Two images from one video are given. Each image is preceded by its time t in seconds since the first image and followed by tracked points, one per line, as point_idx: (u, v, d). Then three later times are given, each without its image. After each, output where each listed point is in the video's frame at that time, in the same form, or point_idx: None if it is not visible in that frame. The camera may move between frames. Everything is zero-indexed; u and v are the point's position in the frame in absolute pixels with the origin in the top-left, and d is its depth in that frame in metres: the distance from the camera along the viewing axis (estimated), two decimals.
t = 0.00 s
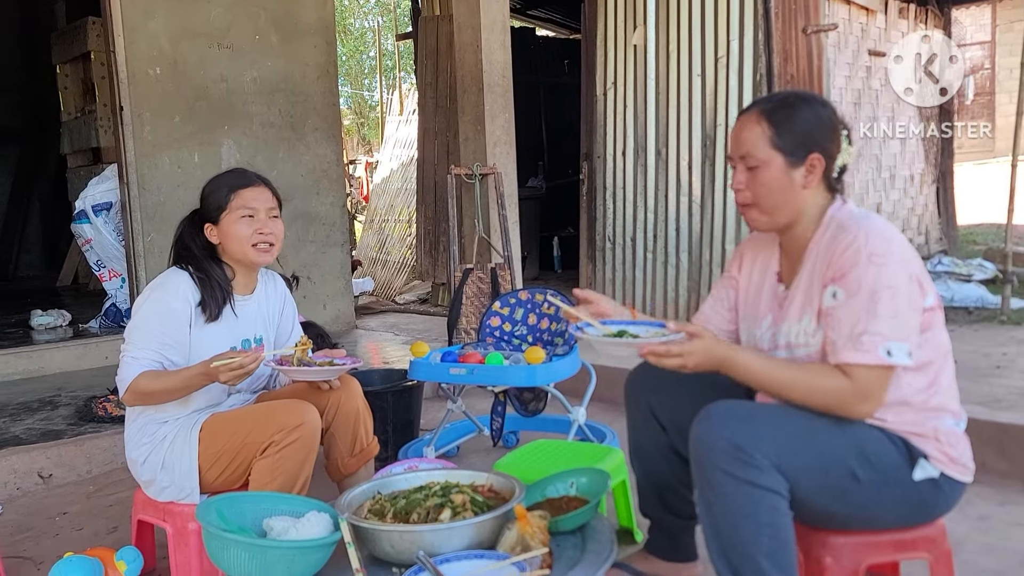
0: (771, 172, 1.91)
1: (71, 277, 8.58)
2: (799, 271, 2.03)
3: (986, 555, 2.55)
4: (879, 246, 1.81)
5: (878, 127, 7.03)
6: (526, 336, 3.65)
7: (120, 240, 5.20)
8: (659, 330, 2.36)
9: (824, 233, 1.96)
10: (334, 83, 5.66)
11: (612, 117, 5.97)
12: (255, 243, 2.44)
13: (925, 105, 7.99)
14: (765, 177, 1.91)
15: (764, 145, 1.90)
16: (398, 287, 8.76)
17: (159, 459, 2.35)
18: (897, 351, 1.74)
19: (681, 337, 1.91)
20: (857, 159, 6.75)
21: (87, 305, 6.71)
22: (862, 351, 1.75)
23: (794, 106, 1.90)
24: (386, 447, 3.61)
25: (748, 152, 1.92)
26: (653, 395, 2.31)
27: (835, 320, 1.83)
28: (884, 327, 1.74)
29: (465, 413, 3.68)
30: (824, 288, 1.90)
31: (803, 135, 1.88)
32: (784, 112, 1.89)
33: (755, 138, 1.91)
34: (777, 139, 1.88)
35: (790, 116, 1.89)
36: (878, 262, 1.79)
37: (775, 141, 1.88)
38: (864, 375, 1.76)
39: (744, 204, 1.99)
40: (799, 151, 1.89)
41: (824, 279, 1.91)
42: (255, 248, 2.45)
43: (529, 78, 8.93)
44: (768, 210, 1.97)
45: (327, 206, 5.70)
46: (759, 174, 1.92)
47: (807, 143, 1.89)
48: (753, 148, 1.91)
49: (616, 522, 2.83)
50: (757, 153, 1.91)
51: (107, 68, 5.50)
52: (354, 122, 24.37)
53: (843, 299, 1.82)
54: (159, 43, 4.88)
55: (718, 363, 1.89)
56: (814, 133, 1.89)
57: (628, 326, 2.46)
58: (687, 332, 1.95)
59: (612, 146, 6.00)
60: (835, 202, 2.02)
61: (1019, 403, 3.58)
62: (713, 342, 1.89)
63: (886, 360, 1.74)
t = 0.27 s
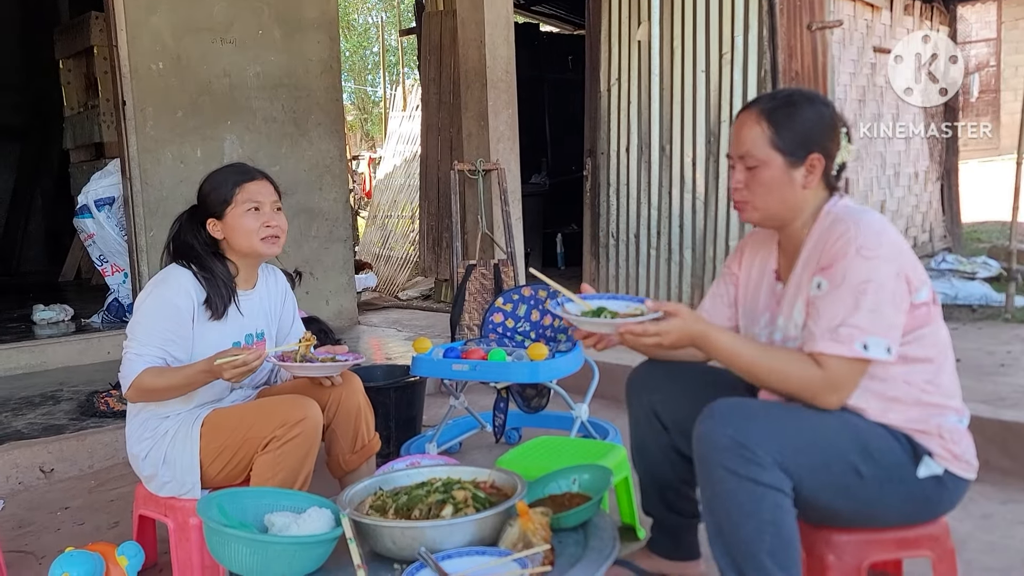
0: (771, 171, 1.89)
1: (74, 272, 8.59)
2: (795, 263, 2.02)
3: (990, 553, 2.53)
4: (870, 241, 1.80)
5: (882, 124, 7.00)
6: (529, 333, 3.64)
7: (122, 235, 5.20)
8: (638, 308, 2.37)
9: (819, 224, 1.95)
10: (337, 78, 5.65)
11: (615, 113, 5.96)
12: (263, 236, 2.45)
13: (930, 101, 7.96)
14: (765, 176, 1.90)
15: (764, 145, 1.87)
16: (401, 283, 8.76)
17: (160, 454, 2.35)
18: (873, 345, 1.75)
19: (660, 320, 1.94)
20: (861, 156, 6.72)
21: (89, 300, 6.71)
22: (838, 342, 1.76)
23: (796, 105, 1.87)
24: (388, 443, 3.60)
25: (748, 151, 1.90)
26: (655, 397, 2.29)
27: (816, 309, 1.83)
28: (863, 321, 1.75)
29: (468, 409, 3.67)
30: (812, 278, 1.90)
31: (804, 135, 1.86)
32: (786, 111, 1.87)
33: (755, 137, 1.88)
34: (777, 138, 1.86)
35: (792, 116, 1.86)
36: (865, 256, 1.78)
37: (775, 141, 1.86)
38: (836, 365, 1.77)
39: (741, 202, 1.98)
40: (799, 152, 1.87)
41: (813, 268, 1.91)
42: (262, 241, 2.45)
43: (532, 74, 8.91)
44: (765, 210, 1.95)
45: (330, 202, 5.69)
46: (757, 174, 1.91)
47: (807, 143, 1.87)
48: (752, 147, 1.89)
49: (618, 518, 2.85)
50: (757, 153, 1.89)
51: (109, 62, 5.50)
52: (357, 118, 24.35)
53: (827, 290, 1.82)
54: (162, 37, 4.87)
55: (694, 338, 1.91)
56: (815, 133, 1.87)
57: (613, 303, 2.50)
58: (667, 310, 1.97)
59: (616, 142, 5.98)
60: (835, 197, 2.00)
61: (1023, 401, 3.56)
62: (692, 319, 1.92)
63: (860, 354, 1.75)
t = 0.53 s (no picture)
0: (763, 179, 1.88)
1: (78, 270, 8.60)
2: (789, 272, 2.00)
3: (995, 552, 2.53)
4: (860, 249, 1.78)
5: (887, 122, 6.98)
6: (532, 331, 3.64)
7: (126, 232, 5.21)
8: (638, 320, 2.38)
9: (812, 232, 1.93)
10: (340, 75, 5.64)
11: (619, 111, 5.95)
12: (265, 234, 2.45)
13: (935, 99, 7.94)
14: (757, 184, 1.88)
15: (756, 152, 1.86)
16: (404, 281, 8.76)
17: (163, 452, 2.35)
18: (871, 356, 1.73)
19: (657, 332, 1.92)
20: (866, 154, 6.70)
21: (93, 298, 6.72)
22: (834, 355, 1.74)
23: (787, 111, 1.86)
24: (392, 441, 3.60)
25: (740, 158, 1.88)
26: (658, 399, 2.28)
27: (812, 322, 1.81)
28: (859, 332, 1.73)
29: (471, 408, 3.67)
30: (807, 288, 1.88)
31: (796, 142, 1.85)
32: (776, 118, 1.85)
33: (746, 144, 1.87)
34: (769, 145, 1.85)
35: (783, 122, 1.85)
36: (857, 265, 1.76)
37: (766, 148, 1.85)
38: (834, 377, 1.75)
39: (732, 209, 1.96)
40: (791, 158, 1.86)
41: (808, 279, 1.89)
42: (265, 239, 2.45)
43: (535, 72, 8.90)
44: (756, 217, 1.94)
45: (333, 199, 5.69)
46: (749, 181, 1.89)
47: (798, 150, 1.85)
48: (744, 155, 1.87)
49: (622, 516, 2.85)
50: (748, 160, 1.87)
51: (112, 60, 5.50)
52: (360, 116, 24.35)
53: (821, 302, 1.80)
54: (165, 35, 4.87)
55: (693, 354, 1.90)
56: (806, 139, 1.85)
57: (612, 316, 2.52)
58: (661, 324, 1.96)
59: (619, 140, 5.97)
60: (827, 202, 1.98)
61: None
62: (688, 332, 1.91)
63: (859, 365, 1.73)
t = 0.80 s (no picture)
0: (768, 177, 1.88)
1: (83, 268, 8.64)
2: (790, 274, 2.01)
3: (998, 550, 2.53)
4: (861, 251, 1.78)
5: (891, 121, 6.98)
6: (536, 329, 3.66)
7: (131, 231, 5.23)
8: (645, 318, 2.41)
9: (813, 234, 1.93)
10: (345, 74, 5.65)
11: (622, 109, 5.95)
12: (263, 234, 2.45)
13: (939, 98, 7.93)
14: (761, 182, 1.89)
15: (761, 149, 1.87)
16: (408, 279, 8.77)
17: (169, 449, 2.36)
18: (876, 358, 1.73)
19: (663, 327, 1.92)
20: (870, 153, 6.70)
21: (98, 296, 6.75)
22: (839, 359, 1.74)
23: (795, 110, 1.87)
24: (396, 439, 3.62)
25: (745, 155, 1.89)
26: (661, 399, 2.29)
27: (815, 325, 1.82)
28: (862, 335, 1.73)
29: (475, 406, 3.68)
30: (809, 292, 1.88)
31: (802, 141, 1.86)
32: (784, 117, 1.86)
33: (752, 141, 1.88)
34: (775, 143, 1.86)
35: (790, 121, 1.86)
36: (858, 268, 1.76)
37: (772, 146, 1.86)
38: (841, 382, 1.76)
39: (735, 207, 1.96)
40: (797, 158, 1.87)
41: (809, 282, 1.89)
42: (263, 239, 2.45)
43: (539, 70, 8.91)
44: (758, 215, 1.94)
45: (338, 198, 5.71)
46: (753, 178, 1.89)
47: (804, 149, 1.86)
48: (749, 151, 1.88)
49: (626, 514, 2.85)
50: (754, 157, 1.88)
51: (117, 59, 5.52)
52: (364, 114, 24.37)
53: (824, 305, 1.80)
54: (171, 34, 4.88)
55: (700, 354, 1.90)
56: (813, 140, 1.86)
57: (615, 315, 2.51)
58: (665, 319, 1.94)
59: (623, 139, 5.97)
60: (828, 204, 1.99)
61: None
62: (694, 331, 1.90)
63: (863, 369, 1.73)
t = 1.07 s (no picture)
0: (781, 175, 1.88)
1: (87, 266, 8.66)
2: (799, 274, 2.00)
3: (1002, 549, 2.53)
4: (874, 251, 1.78)
5: (895, 119, 6.96)
6: (539, 328, 3.67)
7: (135, 229, 5.24)
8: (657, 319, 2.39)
9: (824, 234, 1.93)
10: (348, 72, 5.65)
11: (625, 107, 5.95)
12: (264, 236, 2.44)
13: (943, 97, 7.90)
14: (774, 179, 1.88)
15: (775, 146, 1.86)
16: (411, 277, 8.78)
17: (175, 447, 2.37)
18: (889, 359, 1.72)
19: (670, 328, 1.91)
20: (873, 151, 6.68)
21: (102, 294, 6.77)
22: (853, 359, 1.74)
23: (808, 108, 1.87)
24: (400, 437, 3.62)
25: (759, 152, 1.88)
26: (665, 398, 2.29)
27: (828, 325, 1.81)
28: (876, 335, 1.73)
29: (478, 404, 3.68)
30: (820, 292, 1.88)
31: (816, 139, 1.85)
32: (797, 115, 1.86)
33: (766, 138, 1.87)
34: (789, 141, 1.85)
35: (804, 119, 1.86)
36: (872, 268, 1.76)
37: (786, 144, 1.85)
38: (854, 383, 1.76)
39: (746, 204, 1.96)
40: (810, 157, 1.86)
41: (821, 282, 1.89)
42: (264, 241, 2.45)
43: (542, 69, 8.90)
44: (769, 213, 1.94)
45: (341, 196, 5.71)
46: (766, 176, 1.89)
47: (818, 147, 1.86)
48: (763, 148, 1.87)
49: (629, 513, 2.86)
50: (768, 154, 1.87)
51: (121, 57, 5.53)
52: (367, 113, 24.37)
53: (836, 305, 1.80)
54: (175, 32, 4.89)
55: (711, 354, 1.89)
56: (827, 138, 1.86)
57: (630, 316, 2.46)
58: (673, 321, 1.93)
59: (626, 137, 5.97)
60: (838, 204, 1.99)
61: None
62: (702, 331, 1.89)
63: (877, 369, 1.72)
